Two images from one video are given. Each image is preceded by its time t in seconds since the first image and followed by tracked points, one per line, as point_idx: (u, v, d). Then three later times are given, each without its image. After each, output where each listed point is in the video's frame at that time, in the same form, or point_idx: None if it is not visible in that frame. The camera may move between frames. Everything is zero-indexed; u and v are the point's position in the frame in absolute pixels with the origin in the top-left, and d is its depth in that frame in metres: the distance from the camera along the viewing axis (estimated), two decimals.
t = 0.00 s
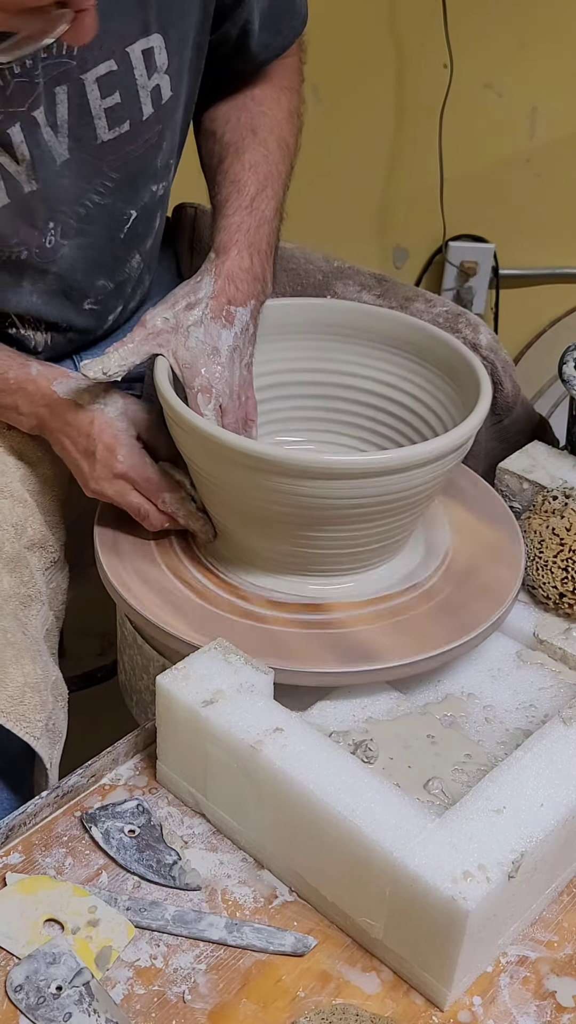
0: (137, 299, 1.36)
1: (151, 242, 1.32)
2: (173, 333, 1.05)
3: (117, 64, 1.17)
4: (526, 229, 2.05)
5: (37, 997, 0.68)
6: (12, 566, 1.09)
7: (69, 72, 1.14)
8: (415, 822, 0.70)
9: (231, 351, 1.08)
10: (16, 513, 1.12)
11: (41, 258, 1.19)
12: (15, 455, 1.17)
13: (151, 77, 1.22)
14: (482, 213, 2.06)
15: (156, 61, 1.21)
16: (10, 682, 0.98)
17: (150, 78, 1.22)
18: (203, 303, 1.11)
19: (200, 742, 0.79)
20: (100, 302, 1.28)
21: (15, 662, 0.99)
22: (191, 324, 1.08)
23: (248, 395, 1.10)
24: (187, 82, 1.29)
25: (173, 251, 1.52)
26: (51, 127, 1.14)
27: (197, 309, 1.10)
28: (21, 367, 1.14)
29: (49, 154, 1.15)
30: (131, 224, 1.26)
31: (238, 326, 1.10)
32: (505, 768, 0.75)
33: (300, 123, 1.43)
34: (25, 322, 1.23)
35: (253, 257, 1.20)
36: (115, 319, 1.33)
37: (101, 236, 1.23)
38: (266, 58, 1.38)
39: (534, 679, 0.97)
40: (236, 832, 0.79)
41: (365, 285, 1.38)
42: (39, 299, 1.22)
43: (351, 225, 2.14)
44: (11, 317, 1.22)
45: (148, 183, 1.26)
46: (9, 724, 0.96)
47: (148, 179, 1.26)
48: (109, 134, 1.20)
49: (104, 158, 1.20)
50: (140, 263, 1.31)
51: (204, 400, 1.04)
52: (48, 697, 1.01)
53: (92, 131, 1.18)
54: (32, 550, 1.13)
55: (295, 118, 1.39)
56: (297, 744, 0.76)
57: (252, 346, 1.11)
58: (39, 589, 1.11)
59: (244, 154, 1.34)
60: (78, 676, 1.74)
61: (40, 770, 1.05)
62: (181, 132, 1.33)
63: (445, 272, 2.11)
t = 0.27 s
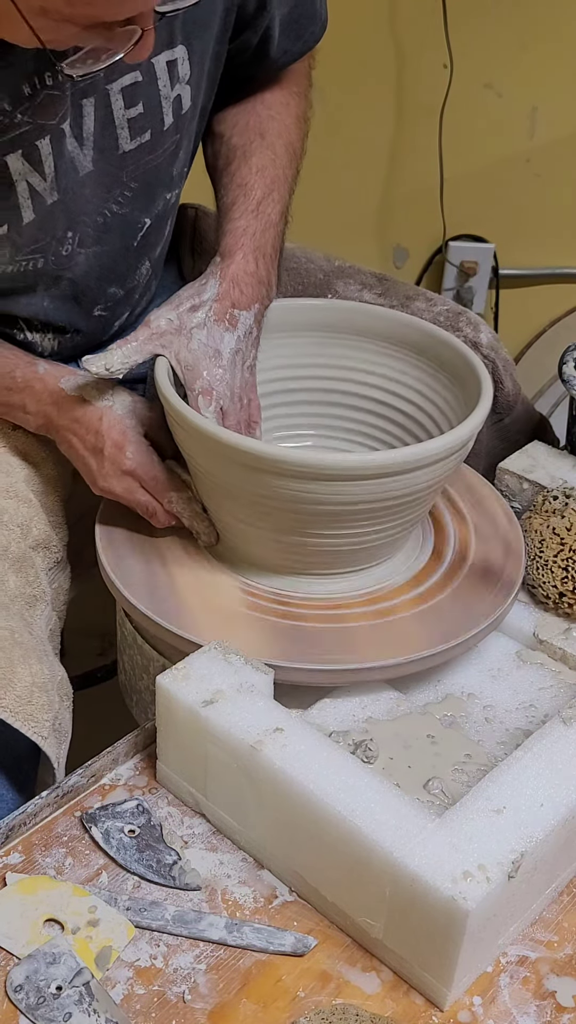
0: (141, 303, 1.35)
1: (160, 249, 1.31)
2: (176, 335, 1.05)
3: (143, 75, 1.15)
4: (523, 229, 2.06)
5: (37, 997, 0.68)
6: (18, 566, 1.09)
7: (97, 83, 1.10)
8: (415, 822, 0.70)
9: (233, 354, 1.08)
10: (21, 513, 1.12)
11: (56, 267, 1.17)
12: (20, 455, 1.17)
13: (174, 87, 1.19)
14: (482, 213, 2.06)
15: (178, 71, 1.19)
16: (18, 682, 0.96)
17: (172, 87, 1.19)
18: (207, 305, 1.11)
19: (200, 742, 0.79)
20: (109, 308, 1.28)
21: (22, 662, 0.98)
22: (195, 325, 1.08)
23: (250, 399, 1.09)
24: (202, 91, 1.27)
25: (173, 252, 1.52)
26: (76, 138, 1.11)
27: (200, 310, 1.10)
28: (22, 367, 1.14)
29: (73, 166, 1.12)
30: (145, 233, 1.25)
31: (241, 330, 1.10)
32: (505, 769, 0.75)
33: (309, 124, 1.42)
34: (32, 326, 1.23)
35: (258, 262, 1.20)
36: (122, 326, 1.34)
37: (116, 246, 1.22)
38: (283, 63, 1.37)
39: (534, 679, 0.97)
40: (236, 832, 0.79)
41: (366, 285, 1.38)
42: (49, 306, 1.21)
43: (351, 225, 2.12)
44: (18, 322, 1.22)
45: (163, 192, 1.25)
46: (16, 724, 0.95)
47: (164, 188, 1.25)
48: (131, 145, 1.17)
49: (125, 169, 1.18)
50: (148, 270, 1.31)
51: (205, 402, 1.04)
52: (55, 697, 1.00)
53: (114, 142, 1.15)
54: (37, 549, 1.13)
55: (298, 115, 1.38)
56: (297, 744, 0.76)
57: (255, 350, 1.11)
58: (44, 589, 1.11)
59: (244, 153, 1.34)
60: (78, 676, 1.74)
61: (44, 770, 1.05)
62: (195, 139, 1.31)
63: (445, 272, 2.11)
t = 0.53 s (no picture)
0: (144, 305, 1.36)
1: (164, 252, 1.32)
2: (178, 337, 1.04)
3: (151, 81, 1.14)
4: (523, 229, 2.06)
5: (37, 997, 0.68)
6: (19, 566, 1.09)
7: (106, 90, 1.09)
8: (415, 822, 0.70)
9: (234, 358, 1.08)
10: (22, 513, 1.12)
11: (62, 271, 1.17)
12: (20, 455, 1.17)
13: (182, 92, 1.19)
14: (482, 212, 2.06)
15: (187, 77, 1.19)
16: (22, 681, 0.97)
17: (180, 93, 1.19)
18: (209, 309, 1.10)
19: (200, 742, 0.79)
20: (112, 310, 1.28)
21: (26, 662, 0.99)
22: (196, 328, 1.07)
23: (252, 401, 1.10)
24: (209, 96, 1.27)
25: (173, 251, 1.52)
26: (84, 145, 1.10)
27: (202, 315, 1.09)
28: (23, 367, 1.14)
29: (80, 173, 1.11)
30: (150, 237, 1.25)
31: (242, 333, 1.09)
32: (505, 769, 0.75)
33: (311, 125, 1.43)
34: (34, 327, 1.23)
35: (260, 265, 1.20)
36: (124, 329, 1.34)
37: (122, 250, 1.22)
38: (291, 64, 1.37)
39: (534, 679, 0.97)
40: (236, 832, 0.79)
41: (366, 286, 1.38)
42: (53, 307, 1.21)
43: (351, 226, 2.12)
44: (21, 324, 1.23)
45: (168, 196, 1.25)
46: (19, 723, 0.95)
47: (170, 193, 1.24)
48: (138, 150, 1.17)
49: (132, 174, 1.18)
50: (153, 274, 1.31)
51: (207, 406, 1.04)
52: (57, 697, 1.00)
53: (122, 148, 1.15)
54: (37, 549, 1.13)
55: (302, 118, 1.39)
56: (297, 744, 0.76)
57: (257, 352, 1.11)
58: (45, 589, 1.11)
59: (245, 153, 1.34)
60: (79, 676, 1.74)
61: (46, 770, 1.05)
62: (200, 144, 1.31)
63: (445, 272, 2.11)
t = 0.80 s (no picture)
0: (145, 305, 1.36)
1: (166, 254, 1.32)
2: (185, 337, 1.04)
3: (153, 82, 1.14)
4: (523, 229, 2.06)
5: (37, 997, 0.68)
6: (18, 566, 1.09)
7: (107, 91, 1.09)
8: (415, 822, 0.70)
9: (238, 358, 1.08)
10: (20, 512, 1.12)
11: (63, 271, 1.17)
12: (18, 455, 1.17)
13: (184, 94, 1.19)
14: (482, 212, 2.06)
15: (190, 78, 1.18)
16: (21, 680, 0.96)
17: (182, 94, 1.19)
18: (214, 309, 1.10)
19: (200, 742, 0.79)
20: (114, 310, 1.28)
21: (25, 661, 0.99)
22: (202, 328, 1.07)
23: (254, 401, 1.09)
24: (212, 98, 1.27)
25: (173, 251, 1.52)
26: (86, 145, 1.10)
27: (207, 314, 1.09)
28: (23, 367, 1.14)
29: (81, 173, 1.11)
30: (151, 238, 1.26)
31: (246, 333, 1.09)
32: (505, 769, 0.75)
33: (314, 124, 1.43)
34: (34, 327, 1.23)
35: (264, 265, 1.20)
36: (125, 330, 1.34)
37: (123, 250, 1.22)
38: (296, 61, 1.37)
39: (534, 679, 0.97)
40: (236, 832, 0.79)
41: (365, 286, 1.38)
42: (54, 307, 1.21)
43: (351, 226, 2.12)
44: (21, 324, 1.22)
45: (170, 197, 1.25)
46: (19, 723, 0.95)
47: (172, 194, 1.25)
48: (140, 152, 1.17)
49: (134, 175, 1.18)
50: (154, 276, 1.31)
51: (211, 406, 1.03)
52: (56, 697, 1.00)
53: (124, 149, 1.15)
54: (36, 549, 1.13)
55: (305, 116, 1.38)
56: (297, 744, 0.76)
57: (260, 353, 1.11)
58: (44, 589, 1.11)
59: (246, 153, 1.34)
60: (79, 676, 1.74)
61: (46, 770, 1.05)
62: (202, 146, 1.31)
63: (445, 272, 2.11)
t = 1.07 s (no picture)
0: (146, 305, 1.36)
1: (166, 254, 1.32)
2: (191, 336, 1.04)
3: (154, 82, 1.14)
4: (523, 229, 2.06)
5: (37, 997, 0.68)
6: (18, 566, 1.09)
7: (107, 90, 1.09)
8: (415, 822, 0.70)
9: (239, 356, 1.08)
10: (20, 513, 1.12)
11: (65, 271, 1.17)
12: (18, 455, 1.17)
13: (185, 93, 1.18)
14: (482, 212, 2.06)
15: (191, 77, 1.18)
16: (21, 680, 0.96)
17: (183, 93, 1.18)
18: (216, 307, 1.10)
19: (200, 742, 0.79)
20: (115, 311, 1.28)
21: (25, 661, 0.99)
22: (205, 326, 1.07)
23: (254, 399, 1.09)
24: (212, 97, 1.26)
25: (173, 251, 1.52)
26: (86, 144, 1.10)
27: (210, 312, 1.09)
28: (22, 367, 1.14)
29: (82, 172, 1.11)
30: (153, 238, 1.26)
31: (247, 332, 1.09)
32: (505, 769, 0.75)
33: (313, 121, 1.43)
34: (34, 327, 1.23)
35: (264, 266, 1.20)
36: (126, 330, 1.34)
37: (124, 250, 1.22)
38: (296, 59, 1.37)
39: (534, 679, 0.97)
40: (236, 831, 0.79)
41: (365, 286, 1.38)
42: (55, 307, 1.21)
43: (351, 226, 2.12)
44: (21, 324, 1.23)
45: (171, 197, 1.25)
46: (18, 723, 0.95)
47: (173, 193, 1.25)
48: (142, 151, 1.17)
49: (135, 175, 1.18)
50: (154, 276, 1.32)
51: (212, 404, 1.04)
52: (56, 697, 1.00)
53: (125, 148, 1.15)
54: (36, 549, 1.13)
55: (304, 115, 1.38)
56: (297, 744, 0.76)
57: (260, 351, 1.11)
58: (44, 590, 1.11)
59: (246, 153, 1.34)
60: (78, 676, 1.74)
61: (46, 770, 1.05)
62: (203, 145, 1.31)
63: (445, 271, 2.11)
